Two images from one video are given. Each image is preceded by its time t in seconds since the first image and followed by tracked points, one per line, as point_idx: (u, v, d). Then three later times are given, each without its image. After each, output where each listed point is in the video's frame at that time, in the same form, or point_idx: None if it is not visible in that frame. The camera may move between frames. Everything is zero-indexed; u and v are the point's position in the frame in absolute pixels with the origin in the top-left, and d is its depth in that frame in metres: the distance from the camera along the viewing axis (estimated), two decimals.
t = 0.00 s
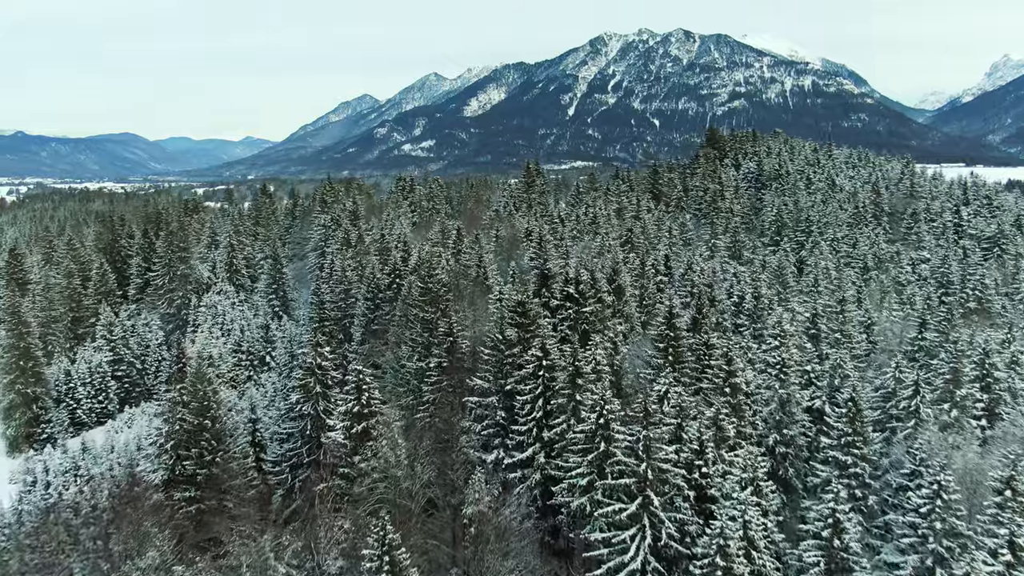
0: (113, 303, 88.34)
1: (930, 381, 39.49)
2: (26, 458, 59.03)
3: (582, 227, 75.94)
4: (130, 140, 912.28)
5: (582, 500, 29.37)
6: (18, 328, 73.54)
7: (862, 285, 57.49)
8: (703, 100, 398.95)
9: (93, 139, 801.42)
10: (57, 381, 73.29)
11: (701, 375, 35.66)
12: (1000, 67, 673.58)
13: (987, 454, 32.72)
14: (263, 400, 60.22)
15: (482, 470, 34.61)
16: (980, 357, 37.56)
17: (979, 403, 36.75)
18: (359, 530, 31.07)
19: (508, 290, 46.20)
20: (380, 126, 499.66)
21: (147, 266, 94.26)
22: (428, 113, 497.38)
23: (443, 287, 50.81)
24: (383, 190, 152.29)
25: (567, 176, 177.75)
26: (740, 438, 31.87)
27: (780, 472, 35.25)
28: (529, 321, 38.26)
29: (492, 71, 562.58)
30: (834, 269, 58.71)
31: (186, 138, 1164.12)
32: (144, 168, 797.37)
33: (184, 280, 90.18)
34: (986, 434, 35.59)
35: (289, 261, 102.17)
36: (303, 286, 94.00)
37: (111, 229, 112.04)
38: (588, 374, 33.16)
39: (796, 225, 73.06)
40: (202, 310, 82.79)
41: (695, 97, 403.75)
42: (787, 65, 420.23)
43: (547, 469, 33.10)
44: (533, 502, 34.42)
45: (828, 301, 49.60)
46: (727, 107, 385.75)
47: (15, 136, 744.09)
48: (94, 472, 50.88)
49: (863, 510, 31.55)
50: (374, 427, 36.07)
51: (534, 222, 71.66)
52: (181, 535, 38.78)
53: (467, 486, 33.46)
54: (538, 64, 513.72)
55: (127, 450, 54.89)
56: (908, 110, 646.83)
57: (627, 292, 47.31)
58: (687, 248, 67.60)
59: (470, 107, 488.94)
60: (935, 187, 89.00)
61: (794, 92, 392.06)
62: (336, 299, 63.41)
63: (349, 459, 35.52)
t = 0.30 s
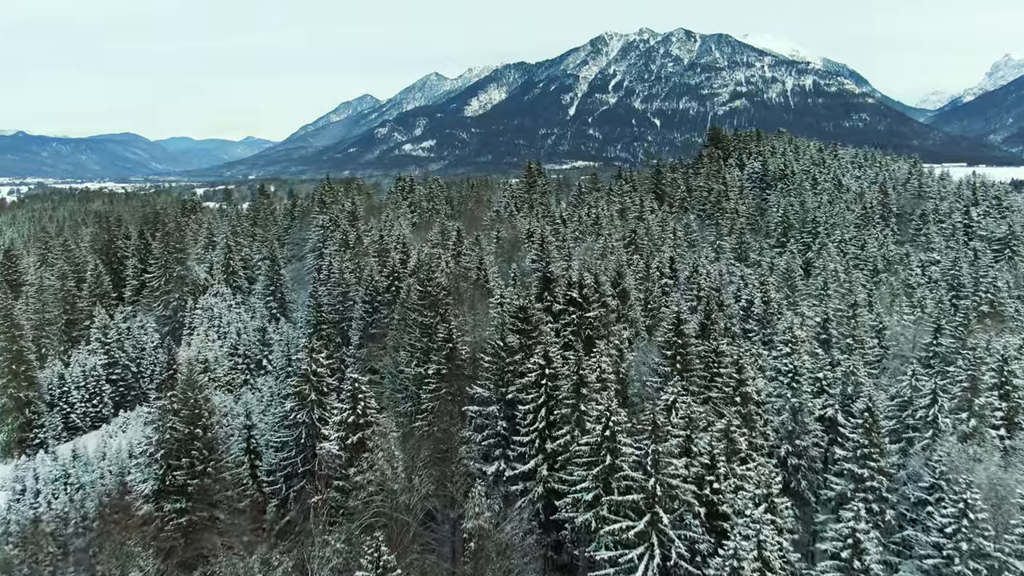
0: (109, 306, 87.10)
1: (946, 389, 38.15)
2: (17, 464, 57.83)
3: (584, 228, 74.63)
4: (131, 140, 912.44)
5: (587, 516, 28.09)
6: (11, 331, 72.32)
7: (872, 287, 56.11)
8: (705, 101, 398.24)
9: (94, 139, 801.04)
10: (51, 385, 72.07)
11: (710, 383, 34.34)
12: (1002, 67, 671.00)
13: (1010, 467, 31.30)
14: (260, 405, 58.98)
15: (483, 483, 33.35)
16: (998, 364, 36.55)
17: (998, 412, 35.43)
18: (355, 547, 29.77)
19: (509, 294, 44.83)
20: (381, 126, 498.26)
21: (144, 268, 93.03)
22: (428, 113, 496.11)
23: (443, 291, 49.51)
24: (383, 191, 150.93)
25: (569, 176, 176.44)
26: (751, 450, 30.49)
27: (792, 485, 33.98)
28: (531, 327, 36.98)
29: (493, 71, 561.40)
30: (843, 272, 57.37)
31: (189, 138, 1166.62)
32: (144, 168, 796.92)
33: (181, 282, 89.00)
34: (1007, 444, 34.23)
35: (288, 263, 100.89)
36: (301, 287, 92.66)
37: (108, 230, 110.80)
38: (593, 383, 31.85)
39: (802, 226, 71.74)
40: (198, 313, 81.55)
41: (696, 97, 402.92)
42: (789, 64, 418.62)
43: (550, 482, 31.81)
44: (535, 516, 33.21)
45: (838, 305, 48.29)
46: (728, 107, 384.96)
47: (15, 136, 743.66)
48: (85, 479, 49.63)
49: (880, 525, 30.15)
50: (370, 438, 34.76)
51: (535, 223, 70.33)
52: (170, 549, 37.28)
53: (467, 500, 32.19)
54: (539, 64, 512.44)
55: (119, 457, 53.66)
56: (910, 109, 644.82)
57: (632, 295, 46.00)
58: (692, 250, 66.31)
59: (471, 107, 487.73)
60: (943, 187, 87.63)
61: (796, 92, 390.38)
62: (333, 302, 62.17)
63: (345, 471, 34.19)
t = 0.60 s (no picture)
0: (104, 308, 85.80)
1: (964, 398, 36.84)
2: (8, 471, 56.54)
3: (586, 230, 73.24)
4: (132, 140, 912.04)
5: (592, 534, 26.71)
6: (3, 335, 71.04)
7: (882, 290, 54.69)
8: (705, 101, 397.30)
9: (94, 139, 800.19)
10: (44, 389, 70.74)
11: (720, 393, 32.93)
12: (1003, 67, 668.20)
13: None
14: (255, 410, 57.75)
15: (483, 498, 32.02)
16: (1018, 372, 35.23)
17: (1019, 422, 34.10)
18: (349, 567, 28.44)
19: (510, 298, 43.44)
20: (381, 126, 497.01)
21: (139, 269, 91.76)
22: (428, 113, 494.55)
23: (442, 295, 48.20)
24: (383, 191, 149.74)
25: (569, 176, 175.14)
26: (765, 463, 29.12)
27: (805, 499, 32.64)
28: (533, 334, 35.73)
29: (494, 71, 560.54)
30: (852, 275, 56.06)
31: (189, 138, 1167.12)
32: (144, 168, 796.24)
33: (177, 284, 87.78)
34: None
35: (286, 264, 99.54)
36: (299, 289, 91.38)
37: (104, 231, 109.52)
38: (598, 394, 30.54)
39: (809, 228, 70.38)
40: (194, 315, 80.28)
41: (697, 97, 402.06)
42: (790, 65, 417.09)
43: (553, 497, 30.43)
44: (537, 532, 31.83)
45: (848, 308, 46.89)
46: (728, 107, 383.67)
47: (16, 136, 742.98)
48: (75, 488, 48.31)
49: (900, 543, 28.85)
50: (366, 449, 33.34)
51: (537, 224, 69.00)
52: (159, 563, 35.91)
53: (466, 516, 30.85)
54: (540, 64, 511.16)
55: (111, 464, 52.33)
56: (912, 109, 642.39)
57: (637, 299, 44.69)
58: (697, 252, 65.05)
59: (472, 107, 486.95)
60: (951, 187, 86.27)
61: (797, 92, 388.93)
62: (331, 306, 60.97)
63: (339, 484, 32.92)
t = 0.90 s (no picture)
0: (99, 310, 84.63)
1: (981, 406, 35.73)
2: None
3: (588, 231, 72.04)
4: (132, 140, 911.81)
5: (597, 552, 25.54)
6: None
7: (891, 293, 53.49)
8: (705, 101, 396.50)
9: (94, 139, 799.66)
10: (38, 393, 69.58)
11: (730, 402, 31.70)
12: (1004, 66, 666.21)
13: None
14: (251, 415, 56.61)
15: (484, 511, 30.86)
16: None
17: None
18: None
19: (512, 303, 42.21)
20: (382, 126, 496.13)
21: (135, 271, 90.60)
22: (428, 113, 493.26)
23: (441, 298, 47.01)
24: (382, 191, 148.66)
25: (570, 176, 174.02)
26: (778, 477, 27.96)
27: (818, 512, 31.47)
28: (535, 340, 34.53)
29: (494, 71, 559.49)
30: (861, 277, 54.89)
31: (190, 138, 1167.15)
32: (144, 168, 795.56)
33: (173, 286, 86.67)
34: None
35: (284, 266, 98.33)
36: (297, 291, 90.26)
37: (100, 231, 108.39)
38: (603, 404, 29.37)
39: (815, 229, 69.17)
40: (191, 318, 79.11)
41: (697, 97, 401.19)
42: (790, 64, 415.83)
43: (557, 511, 29.27)
44: (540, 547, 30.65)
45: (859, 311, 45.66)
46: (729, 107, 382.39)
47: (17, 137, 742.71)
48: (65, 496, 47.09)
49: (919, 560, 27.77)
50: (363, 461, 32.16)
51: (538, 225, 67.85)
52: None
53: (467, 530, 29.67)
54: (540, 64, 510.19)
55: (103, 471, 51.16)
56: (913, 109, 640.56)
57: (642, 303, 43.51)
58: (701, 254, 63.90)
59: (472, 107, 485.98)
60: (959, 188, 85.03)
61: (798, 92, 387.59)
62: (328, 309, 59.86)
63: (335, 496, 31.75)
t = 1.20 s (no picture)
0: (94, 312, 83.40)
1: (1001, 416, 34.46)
2: None
3: (591, 232, 70.72)
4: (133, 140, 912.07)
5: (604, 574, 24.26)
6: None
7: (902, 296, 52.13)
8: (705, 101, 395.33)
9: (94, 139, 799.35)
10: (30, 397, 68.33)
11: (741, 412, 30.39)
12: (1005, 66, 664.79)
13: None
14: (247, 421, 55.36)
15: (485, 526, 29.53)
16: None
17: None
18: None
19: (513, 308, 40.91)
20: (382, 126, 495.33)
21: (131, 273, 89.36)
22: (429, 113, 492.25)
23: (441, 302, 45.66)
24: (382, 191, 147.54)
25: (572, 177, 172.77)
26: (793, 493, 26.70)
27: (833, 528, 30.19)
28: (538, 348, 33.21)
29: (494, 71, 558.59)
30: (871, 281, 53.55)
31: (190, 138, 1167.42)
32: (145, 168, 795.06)
33: (169, 287, 85.42)
34: None
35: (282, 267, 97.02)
36: (295, 292, 89.01)
37: (97, 232, 107.22)
38: (609, 416, 28.06)
39: (822, 230, 67.80)
40: (187, 320, 77.84)
41: (698, 97, 400.14)
42: (791, 64, 414.34)
43: (560, 527, 28.03)
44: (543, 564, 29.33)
45: (871, 315, 44.31)
46: (730, 107, 380.93)
47: (17, 137, 742.58)
48: (54, 506, 45.81)
49: None
50: (359, 475, 30.86)
51: (540, 227, 66.57)
52: None
53: (467, 548, 28.38)
54: (540, 64, 509.21)
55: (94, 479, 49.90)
56: (913, 108, 639.28)
57: (648, 308, 42.20)
58: (706, 256, 62.60)
59: (473, 108, 484.89)
60: (967, 188, 83.63)
61: (799, 92, 386.07)
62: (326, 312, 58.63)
63: (328, 511, 30.38)
